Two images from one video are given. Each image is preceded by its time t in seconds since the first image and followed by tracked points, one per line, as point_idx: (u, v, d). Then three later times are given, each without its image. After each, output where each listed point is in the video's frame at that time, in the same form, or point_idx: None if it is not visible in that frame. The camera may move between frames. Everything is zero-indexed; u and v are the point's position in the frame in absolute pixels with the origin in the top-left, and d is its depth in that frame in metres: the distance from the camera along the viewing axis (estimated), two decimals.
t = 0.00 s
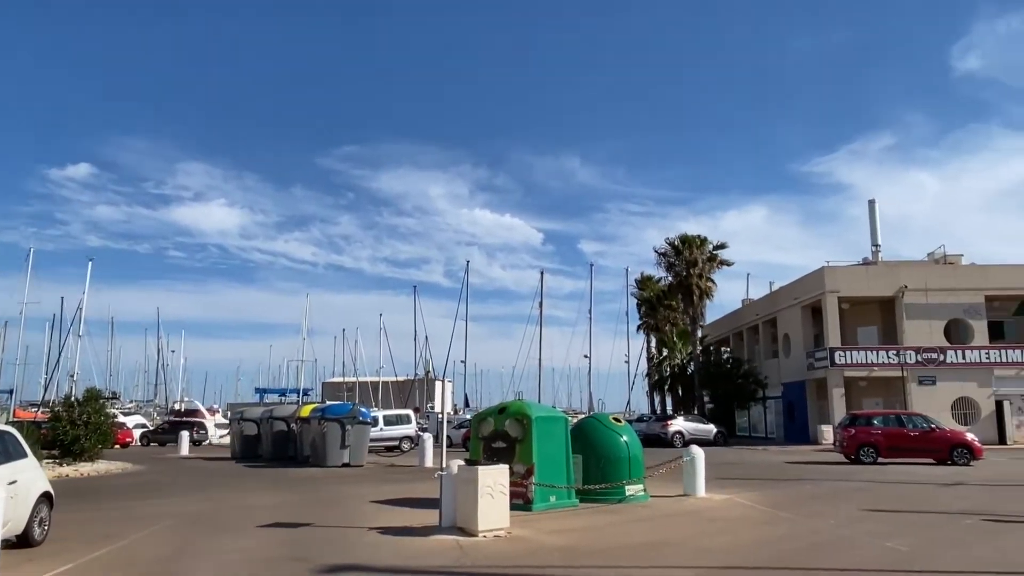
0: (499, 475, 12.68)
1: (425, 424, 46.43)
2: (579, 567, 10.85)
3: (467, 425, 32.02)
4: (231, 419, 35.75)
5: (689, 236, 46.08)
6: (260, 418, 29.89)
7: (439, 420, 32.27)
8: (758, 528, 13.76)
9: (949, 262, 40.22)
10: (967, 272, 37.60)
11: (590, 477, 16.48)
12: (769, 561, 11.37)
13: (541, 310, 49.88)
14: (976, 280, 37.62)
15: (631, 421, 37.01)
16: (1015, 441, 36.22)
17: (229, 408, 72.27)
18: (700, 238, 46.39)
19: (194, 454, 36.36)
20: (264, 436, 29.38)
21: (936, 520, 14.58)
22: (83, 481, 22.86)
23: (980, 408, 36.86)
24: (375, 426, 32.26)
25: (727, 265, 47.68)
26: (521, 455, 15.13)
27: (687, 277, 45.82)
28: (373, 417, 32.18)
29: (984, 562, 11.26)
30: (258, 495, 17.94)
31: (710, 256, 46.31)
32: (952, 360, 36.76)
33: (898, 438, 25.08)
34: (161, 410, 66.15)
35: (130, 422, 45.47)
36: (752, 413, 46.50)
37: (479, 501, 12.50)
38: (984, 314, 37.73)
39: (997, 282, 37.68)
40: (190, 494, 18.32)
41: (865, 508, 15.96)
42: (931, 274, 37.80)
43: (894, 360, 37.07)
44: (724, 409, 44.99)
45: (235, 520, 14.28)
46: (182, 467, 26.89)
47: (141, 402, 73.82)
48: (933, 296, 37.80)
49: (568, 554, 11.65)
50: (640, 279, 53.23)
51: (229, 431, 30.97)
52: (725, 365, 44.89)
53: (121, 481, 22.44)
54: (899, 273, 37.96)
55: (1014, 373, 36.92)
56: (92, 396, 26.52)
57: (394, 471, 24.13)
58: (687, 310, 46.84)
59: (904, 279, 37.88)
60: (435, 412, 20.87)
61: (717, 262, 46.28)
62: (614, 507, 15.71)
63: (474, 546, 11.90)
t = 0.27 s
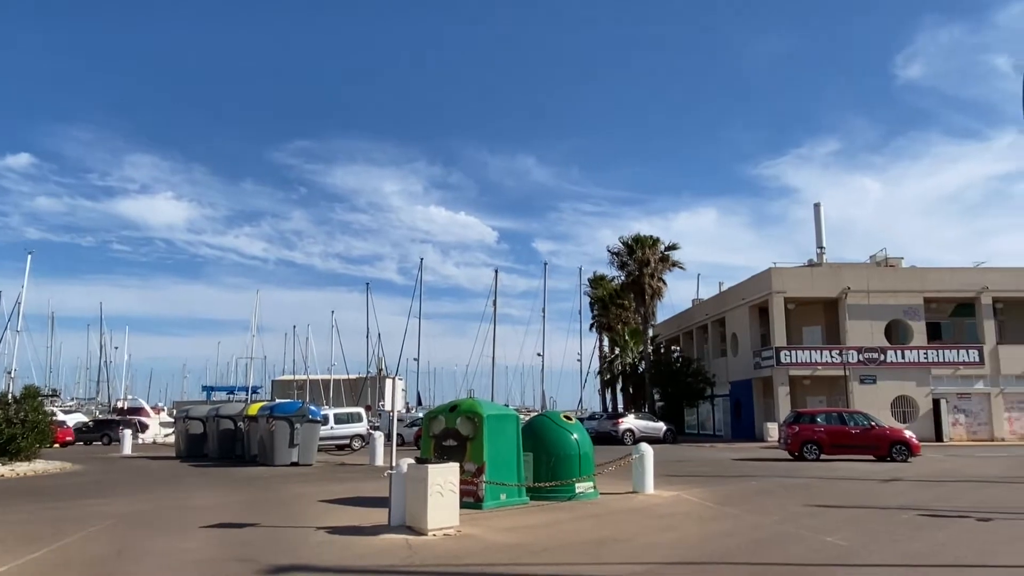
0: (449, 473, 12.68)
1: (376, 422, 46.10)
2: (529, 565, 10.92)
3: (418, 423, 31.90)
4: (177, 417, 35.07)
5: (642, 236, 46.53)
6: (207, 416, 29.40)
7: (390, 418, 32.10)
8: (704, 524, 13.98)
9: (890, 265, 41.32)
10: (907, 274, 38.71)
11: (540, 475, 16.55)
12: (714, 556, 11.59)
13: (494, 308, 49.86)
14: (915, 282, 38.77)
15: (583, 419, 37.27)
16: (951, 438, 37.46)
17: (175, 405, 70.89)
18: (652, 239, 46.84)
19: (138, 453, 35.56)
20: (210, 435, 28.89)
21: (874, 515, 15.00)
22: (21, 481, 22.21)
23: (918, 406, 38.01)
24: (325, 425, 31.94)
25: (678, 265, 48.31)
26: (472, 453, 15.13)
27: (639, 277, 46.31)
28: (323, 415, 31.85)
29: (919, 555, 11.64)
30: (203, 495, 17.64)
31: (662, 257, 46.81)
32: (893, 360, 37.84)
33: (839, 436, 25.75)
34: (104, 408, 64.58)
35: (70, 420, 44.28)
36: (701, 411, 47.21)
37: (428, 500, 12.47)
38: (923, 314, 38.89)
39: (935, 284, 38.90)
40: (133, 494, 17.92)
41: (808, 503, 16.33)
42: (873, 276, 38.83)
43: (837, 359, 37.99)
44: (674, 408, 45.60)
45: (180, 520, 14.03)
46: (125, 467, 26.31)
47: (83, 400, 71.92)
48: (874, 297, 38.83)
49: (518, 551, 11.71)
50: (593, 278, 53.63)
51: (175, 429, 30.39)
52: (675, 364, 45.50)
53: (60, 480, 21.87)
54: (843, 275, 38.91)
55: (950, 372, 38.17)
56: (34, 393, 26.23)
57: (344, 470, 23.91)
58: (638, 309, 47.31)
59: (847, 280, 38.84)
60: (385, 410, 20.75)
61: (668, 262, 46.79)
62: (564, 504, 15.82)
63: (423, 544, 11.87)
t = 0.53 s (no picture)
0: (399, 471, 12.64)
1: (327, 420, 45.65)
2: (478, 562, 10.93)
3: (370, 421, 31.69)
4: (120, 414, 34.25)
5: (596, 235, 46.88)
6: (152, 414, 28.79)
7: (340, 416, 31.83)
8: (652, 519, 14.15)
9: (835, 266, 42.28)
10: (851, 275, 39.65)
11: (492, 472, 16.57)
12: (661, 551, 11.73)
13: (449, 305, 49.77)
14: (859, 283, 39.74)
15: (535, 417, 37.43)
16: (892, 435, 38.66)
17: (119, 402, 69.24)
18: (606, 238, 47.24)
19: (79, 451, 34.67)
20: (155, 433, 28.30)
21: (817, 510, 15.35)
22: None
23: (861, 404, 39.00)
24: (275, 423, 31.53)
25: (631, 265, 48.74)
26: (423, 451, 15.09)
27: (593, 276, 46.61)
28: (273, 413, 31.44)
29: (859, 549, 11.95)
30: (146, 493, 17.27)
31: (616, 256, 47.19)
32: (837, 359, 38.75)
33: (785, 432, 26.29)
34: (44, 406, 62.74)
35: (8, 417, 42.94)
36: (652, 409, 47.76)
37: (378, 498, 12.39)
38: (866, 315, 39.88)
39: (878, 285, 39.92)
40: (73, 494, 17.47)
41: (754, 499, 16.64)
42: (819, 277, 39.69)
43: (783, 358, 38.73)
44: (626, 405, 46.06)
45: (121, 520, 13.71)
46: (65, 465, 25.63)
47: (21, 398, 69.76)
48: (820, 298, 39.69)
49: (467, 549, 11.71)
50: (547, 276, 53.83)
51: (118, 427, 29.68)
52: (627, 362, 45.96)
53: None
54: (789, 275, 39.70)
55: (891, 370, 39.26)
56: None
57: (293, 468, 23.65)
58: (592, 308, 47.67)
59: (793, 281, 39.63)
60: (336, 407, 20.58)
61: (622, 262, 47.20)
62: (515, 501, 15.86)
63: (373, 542, 11.80)
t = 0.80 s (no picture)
0: (353, 468, 12.57)
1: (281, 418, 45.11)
2: (431, 559, 10.92)
3: (325, 418, 31.41)
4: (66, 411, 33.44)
5: (554, 232, 47.05)
6: (99, 412, 28.18)
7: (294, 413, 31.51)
8: (606, 515, 14.28)
9: (787, 266, 43.01)
10: (802, 274, 40.42)
11: (447, 469, 16.55)
12: (613, 546, 11.85)
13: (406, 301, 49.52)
14: (810, 283, 40.52)
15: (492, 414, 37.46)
16: (839, 431, 39.50)
17: (65, 400, 67.59)
18: (565, 235, 47.43)
19: (24, 450, 33.77)
20: (102, 430, 27.70)
21: (766, 504, 15.63)
22: None
23: (810, 401, 39.79)
24: (227, 420, 31.08)
25: (589, 263, 49.03)
26: (378, 448, 15.00)
27: (551, 274, 46.79)
28: (225, 410, 30.98)
29: (806, 542, 12.21)
30: (93, 492, 16.92)
31: (574, 253, 47.40)
32: (787, 357, 39.48)
33: (737, 429, 26.70)
34: None
35: None
36: (608, 405, 48.13)
37: (332, 495, 12.31)
38: (815, 314, 40.68)
39: (827, 285, 40.76)
40: (16, 492, 17.03)
41: (706, 494, 16.89)
42: (771, 276, 40.35)
43: (736, 355, 39.29)
44: (582, 402, 46.36)
45: (65, 519, 13.41)
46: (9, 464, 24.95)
47: None
48: (772, 297, 40.36)
49: (421, 546, 11.69)
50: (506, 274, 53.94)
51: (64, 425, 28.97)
52: (584, 359, 46.24)
53: None
54: (743, 275, 40.28)
55: (840, 368, 40.10)
56: None
57: (246, 466, 23.35)
58: (550, 305, 47.84)
59: (746, 280, 40.25)
60: (289, 404, 20.36)
61: (580, 259, 47.42)
62: (470, 498, 15.87)
63: (324, 541, 11.73)
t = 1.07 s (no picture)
0: (309, 465, 12.45)
1: (238, 414, 44.47)
2: (388, 556, 10.87)
3: (282, 414, 31.05)
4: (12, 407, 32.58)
5: (516, 229, 47.07)
6: (47, 408, 27.50)
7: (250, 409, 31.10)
8: (563, 510, 14.35)
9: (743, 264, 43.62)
10: (758, 273, 41.03)
11: (405, 465, 16.48)
12: (570, 542, 11.91)
13: (366, 297, 49.16)
14: (765, 281, 41.14)
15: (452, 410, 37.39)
16: (793, 426, 40.23)
17: (13, 395, 65.88)
18: (527, 232, 47.48)
19: None
20: (51, 427, 27.05)
21: (721, 498, 15.85)
22: None
23: (765, 397, 40.44)
24: (181, 416, 30.56)
25: (550, 260, 49.17)
26: (336, 444, 14.87)
27: (512, 270, 46.82)
28: (179, 406, 30.45)
29: (759, 536, 12.40)
30: (39, 490, 16.50)
31: (535, 250, 47.47)
32: (743, 353, 40.05)
33: (693, 424, 27.02)
34: None
35: None
36: (567, 402, 48.37)
37: (287, 492, 12.18)
38: (771, 311, 41.31)
39: (783, 283, 41.43)
40: None
41: (662, 489, 17.06)
42: (729, 274, 40.88)
43: (693, 352, 39.70)
44: (542, 398, 46.52)
45: (12, 517, 13.07)
46: None
47: None
48: (729, 295, 40.89)
49: (377, 543, 11.62)
50: (466, 269, 53.85)
51: (10, 421, 28.21)
52: (544, 355, 46.36)
53: None
54: (701, 273, 40.72)
55: (794, 365, 40.79)
56: None
57: (200, 463, 22.98)
58: (511, 301, 47.89)
59: (704, 278, 40.70)
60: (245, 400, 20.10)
61: (541, 256, 47.51)
62: (428, 494, 15.83)
63: (280, 538, 11.60)
